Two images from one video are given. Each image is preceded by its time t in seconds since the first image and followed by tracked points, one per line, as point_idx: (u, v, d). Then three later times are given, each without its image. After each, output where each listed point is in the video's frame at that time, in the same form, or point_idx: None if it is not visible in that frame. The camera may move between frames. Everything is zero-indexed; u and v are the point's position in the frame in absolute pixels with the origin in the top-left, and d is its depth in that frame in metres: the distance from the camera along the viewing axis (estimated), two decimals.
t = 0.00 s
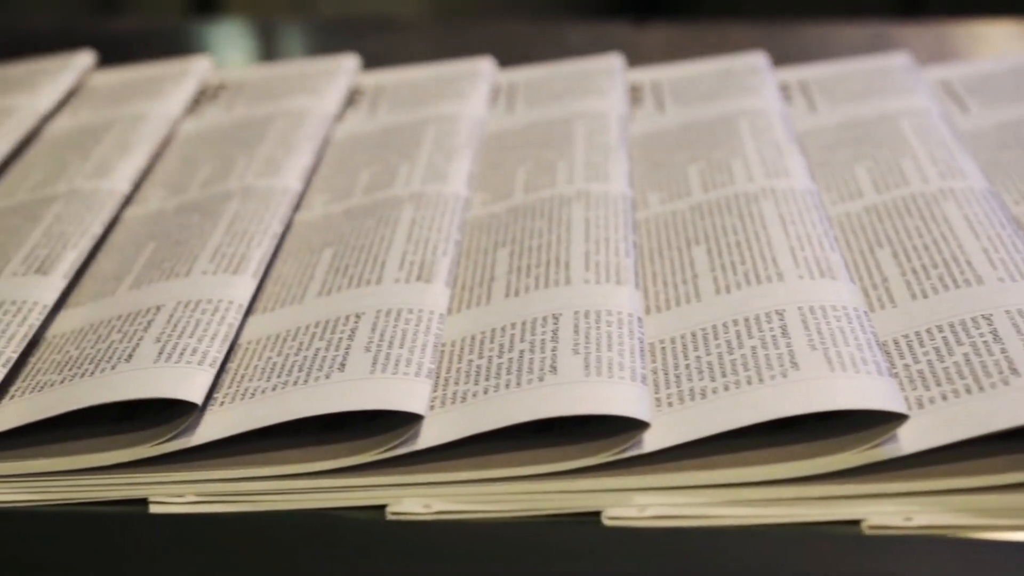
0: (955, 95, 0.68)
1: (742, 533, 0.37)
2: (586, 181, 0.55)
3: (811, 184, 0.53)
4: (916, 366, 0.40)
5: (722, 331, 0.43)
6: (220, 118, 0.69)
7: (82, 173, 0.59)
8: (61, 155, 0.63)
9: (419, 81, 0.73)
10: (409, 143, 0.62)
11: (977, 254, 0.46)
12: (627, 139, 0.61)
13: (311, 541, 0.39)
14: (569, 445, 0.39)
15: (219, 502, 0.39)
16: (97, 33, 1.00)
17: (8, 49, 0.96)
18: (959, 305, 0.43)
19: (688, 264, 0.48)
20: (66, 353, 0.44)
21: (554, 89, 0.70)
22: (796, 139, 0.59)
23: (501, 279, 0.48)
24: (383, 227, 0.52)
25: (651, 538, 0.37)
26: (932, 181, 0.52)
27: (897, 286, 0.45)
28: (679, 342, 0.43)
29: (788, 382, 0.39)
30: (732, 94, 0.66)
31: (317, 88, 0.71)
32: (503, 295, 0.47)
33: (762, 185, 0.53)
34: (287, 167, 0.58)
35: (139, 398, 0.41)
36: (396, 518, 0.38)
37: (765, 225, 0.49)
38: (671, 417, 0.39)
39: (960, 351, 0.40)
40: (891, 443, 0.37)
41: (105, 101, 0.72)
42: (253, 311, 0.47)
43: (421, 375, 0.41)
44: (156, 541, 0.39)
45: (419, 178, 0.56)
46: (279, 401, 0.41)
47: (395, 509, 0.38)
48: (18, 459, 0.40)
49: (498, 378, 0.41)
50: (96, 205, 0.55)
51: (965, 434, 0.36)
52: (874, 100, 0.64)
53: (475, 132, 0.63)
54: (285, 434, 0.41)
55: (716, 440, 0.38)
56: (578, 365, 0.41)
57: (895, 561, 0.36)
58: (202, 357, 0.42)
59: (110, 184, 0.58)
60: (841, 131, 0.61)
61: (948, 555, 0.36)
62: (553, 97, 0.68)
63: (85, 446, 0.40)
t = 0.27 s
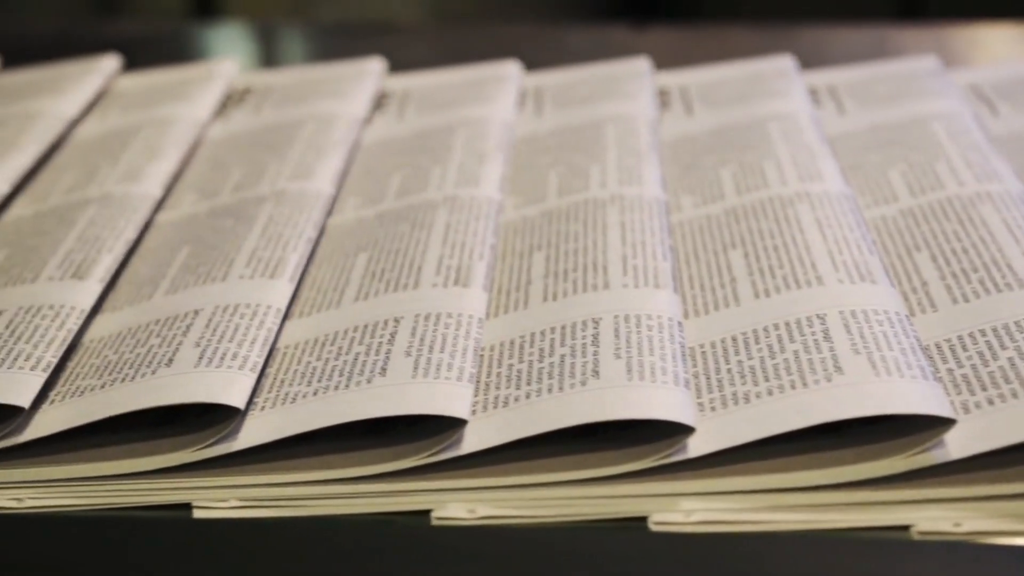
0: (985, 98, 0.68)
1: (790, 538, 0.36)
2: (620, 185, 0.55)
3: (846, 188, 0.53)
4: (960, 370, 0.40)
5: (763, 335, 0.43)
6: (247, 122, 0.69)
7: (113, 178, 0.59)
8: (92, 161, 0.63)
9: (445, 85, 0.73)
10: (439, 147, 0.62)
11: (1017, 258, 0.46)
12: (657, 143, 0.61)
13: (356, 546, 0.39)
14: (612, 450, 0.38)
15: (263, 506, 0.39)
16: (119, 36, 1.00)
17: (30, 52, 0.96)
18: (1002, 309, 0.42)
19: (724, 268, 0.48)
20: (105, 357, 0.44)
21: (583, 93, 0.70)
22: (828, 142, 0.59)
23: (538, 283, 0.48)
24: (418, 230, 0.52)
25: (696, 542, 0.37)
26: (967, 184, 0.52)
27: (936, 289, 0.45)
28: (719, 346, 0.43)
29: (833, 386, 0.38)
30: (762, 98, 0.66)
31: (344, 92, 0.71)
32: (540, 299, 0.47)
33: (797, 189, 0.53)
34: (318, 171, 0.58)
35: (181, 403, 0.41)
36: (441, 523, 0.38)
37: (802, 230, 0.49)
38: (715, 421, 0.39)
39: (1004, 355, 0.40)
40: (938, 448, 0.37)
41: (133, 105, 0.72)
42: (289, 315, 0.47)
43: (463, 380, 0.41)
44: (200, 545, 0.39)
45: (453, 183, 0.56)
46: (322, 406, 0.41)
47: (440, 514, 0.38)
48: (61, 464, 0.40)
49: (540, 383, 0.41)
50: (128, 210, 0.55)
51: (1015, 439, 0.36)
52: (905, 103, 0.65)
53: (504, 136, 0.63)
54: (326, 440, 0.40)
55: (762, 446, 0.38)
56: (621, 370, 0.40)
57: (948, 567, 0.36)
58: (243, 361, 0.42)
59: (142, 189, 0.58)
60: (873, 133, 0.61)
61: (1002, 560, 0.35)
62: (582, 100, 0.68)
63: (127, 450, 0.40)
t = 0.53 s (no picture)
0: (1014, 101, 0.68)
1: (836, 543, 0.36)
2: (652, 189, 0.55)
3: (879, 192, 0.53)
4: (1005, 375, 0.40)
5: (804, 340, 0.43)
6: (274, 126, 0.69)
7: (142, 184, 0.60)
8: (121, 166, 0.63)
9: (471, 90, 0.73)
10: (469, 153, 0.62)
11: None
12: (687, 147, 0.61)
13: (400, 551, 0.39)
14: (656, 456, 0.38)
15: (304, 512, 0.39)
16: (139, 39, 1.01)
17: (51, 56, 0.96)
18: None
19: (759, 274, 0.48)
20: (144, 362, 0.45)
21: (610, 98, 0.70)
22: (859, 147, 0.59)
23: (573, 288, 0.48)
24: (451, 236, 0.52)
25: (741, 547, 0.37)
26: (1002, 190, 0.53)
27: (976, 295, 0.45)
28: (759, 351, 0.43)
29: (877, 392, 0.38)
30: (790, 103, 0.66)
31: (371, 96, 0.71)
32: (577, 304, 0.47)
33: (830, 193, 0.53)
34: (349, 177, 0.59)
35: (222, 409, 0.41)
36: (485, 529, 0.38)
37: (837, 234, 0.49)
38: (758, 427, 0.39)
39: None
40: (985, 454, 0.36)
41: (159, 109, 0.72)
42: (325, 320, 0.47)
43: (504, 385, 0.41)
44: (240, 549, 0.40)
45: (483, 188, 0.57)
46: (363, 412, 0.40)
47: (484, 520, 0.38)
48: (102, 469, 0.40)
49: (582, 389, 0.41)
50: (158, 216, 0.56)
51: None
52: (935, 109, 0.65)
53: (534, 140, 0.63)
54: (368, 444, 0.40)
55: (807, 451, 0.38)
56: (663, 375, 0.40)
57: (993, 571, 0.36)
58: (282, 367, 0.42)
59: (172, 195, 0.58)
60: (904, 139, 0.62)
61: None
62: (610, 105, 0.68)
63: (167, 455, 0.40)
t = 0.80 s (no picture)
0: None
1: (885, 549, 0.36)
2: (684, 196, 0.55)
3: (912, 198, 0.54)
4: None
5: (844, 345, 0.43)
6: (301, 132, 0.69)
7: (172, 189, 0.60)
8: (149, 171, 0.63)
9: (496, 95, 0.74)
10: (499, 159, 0.62)
11: None
12: (716, 153, 0.62)
13: (441, 557, 0.39)
14: (699, 462, 0.38)
15: (347, 518, 0.39)
16: (159, 44, 1.01)
17: (72, 61, 0.96)
18: None
19: (796, 279, 0.49)
20: (183, 369, 0.45)
21: (636, 104, 0.71)
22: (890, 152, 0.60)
23: (609, 294, 0.48)
24: (484, 243, 0.52)
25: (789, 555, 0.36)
26: None
27: (1014, 300, 0.45)
28: (798, 356, 0.43)
29: (921, 399, 0.38)
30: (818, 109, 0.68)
31: (399, 102, 0.71)
32: (614, 309, 0.47)
33: (864, 199, 0.54)
34: (380, 183, 0.59)
35: (262, 416, 0.41)
36: (529, 535, 0.37)
37: (873, 239, 0.50)
38: (802, 433, 0.39)
39: None
40: None
41: (186, 115, 0.72)
42: (362, 325, 0.47)
43: (545, 391, 0.41)
44: (279, 555, 0.39)
45: (515, 194, 0.57)
46: (404, 416, 0.41)
47: (527, 526, 0.38)
48: (142, 476, 0.40)
49: (624, 395, 0.41)
50: (191, 220, 0.56)
51: None
52: (964, 117, 0.66)
53: (563, 147, 0.64)
54: (408, 450, 0.40)
55: (850, 458, 0.38)
56: (705, 381, 0.40)
57: None
58: (323, 373, 0.42)
59: (204, 199, 0.58)
60: (934, 145, 0.63)
61: None
62: (639, 112, 0.69)
63: (207, 461, 0.40)
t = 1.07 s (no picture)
0: None
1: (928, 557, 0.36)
2: (715, 201, 0.55)
3: (945, 204, 0.54)
4: None
5: (883, 351, 0.43)
6: (328, 137, 0.69)
7: (201, 195, 0.60)
8: (177, 177, 0.63)
9: (522, 100, 0.74)
10: (528, 164, 0.62)
11: None
12: (745, 158, 0.62)
13: (484, 564, 0.39)
14: (743, 469, 0.38)
15: (390, 525, 0.39)
16: (180, 49, 1.01)
17: (94, 66, 0.96)
18: None
19: (831, 286, 0.49)
20: (218, 375, 0.44)
21: (663, 109, 0.72)
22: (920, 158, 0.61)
23: (644, 299, 0.48)
24: (516, 249, 0.52)
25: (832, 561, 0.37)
26: None
27: None
28: (837, 362, 0.43)
29: (964, 406, 0.38)
30: (845, 114, 0.68)
31: (425, 108, 0.71)
32: (650, 315, 0.47)
33: (896, 205, 0.54)
34: (409, 189, 0.59)
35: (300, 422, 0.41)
36: (572, 542, 0.38)
37: (908, 245, 0.50)
38: (844, 439, 0.39)
39: None
40: None
41: (211, 120, 0.72)
42: (398, 331, 0.47)
43: (586, 397, 0.41)
44: (323, 561, 0.39)
45: (545, 200, 0.57)
46: (443, 423, 0.40)
47: (570, 534, 0.38)
48: (181, 482, 0.40)
49: (664, 401, 0.41)
50: (221, 227, 0.56)
51: None
52: (990, 123, 0.67)
53: (592, 152, 0.64)
54: (448, 457, 0.40)
55: (894, 464, 0.38)
56: (745, 386, 0.40)
57: None
58: (361, 380, 0.42)
59: (233, 205, 0.58)
60: (962, 151, 0.64)
61: None
62: (665, 117, 0.69)
63: (245, 469, 0.40)
